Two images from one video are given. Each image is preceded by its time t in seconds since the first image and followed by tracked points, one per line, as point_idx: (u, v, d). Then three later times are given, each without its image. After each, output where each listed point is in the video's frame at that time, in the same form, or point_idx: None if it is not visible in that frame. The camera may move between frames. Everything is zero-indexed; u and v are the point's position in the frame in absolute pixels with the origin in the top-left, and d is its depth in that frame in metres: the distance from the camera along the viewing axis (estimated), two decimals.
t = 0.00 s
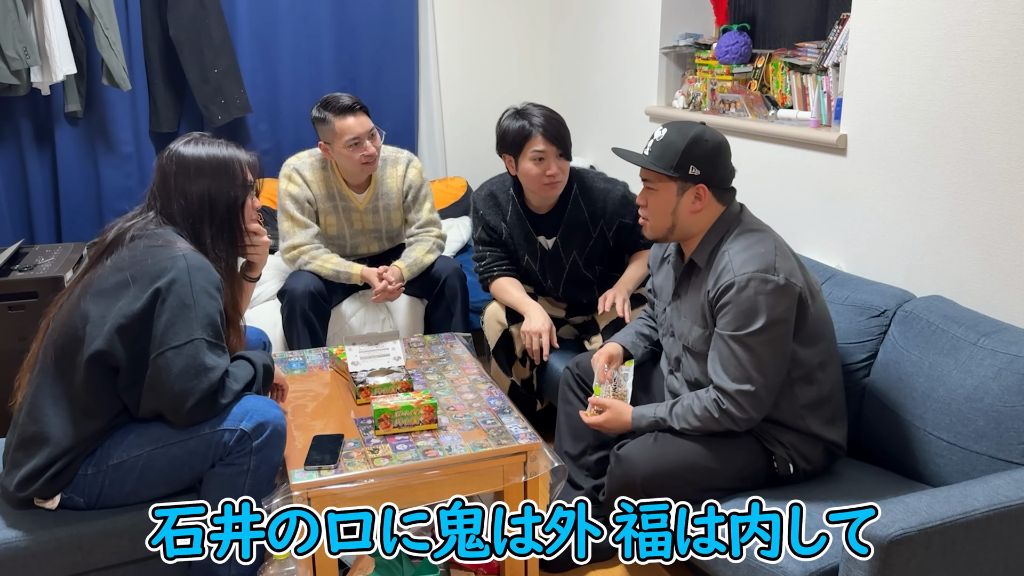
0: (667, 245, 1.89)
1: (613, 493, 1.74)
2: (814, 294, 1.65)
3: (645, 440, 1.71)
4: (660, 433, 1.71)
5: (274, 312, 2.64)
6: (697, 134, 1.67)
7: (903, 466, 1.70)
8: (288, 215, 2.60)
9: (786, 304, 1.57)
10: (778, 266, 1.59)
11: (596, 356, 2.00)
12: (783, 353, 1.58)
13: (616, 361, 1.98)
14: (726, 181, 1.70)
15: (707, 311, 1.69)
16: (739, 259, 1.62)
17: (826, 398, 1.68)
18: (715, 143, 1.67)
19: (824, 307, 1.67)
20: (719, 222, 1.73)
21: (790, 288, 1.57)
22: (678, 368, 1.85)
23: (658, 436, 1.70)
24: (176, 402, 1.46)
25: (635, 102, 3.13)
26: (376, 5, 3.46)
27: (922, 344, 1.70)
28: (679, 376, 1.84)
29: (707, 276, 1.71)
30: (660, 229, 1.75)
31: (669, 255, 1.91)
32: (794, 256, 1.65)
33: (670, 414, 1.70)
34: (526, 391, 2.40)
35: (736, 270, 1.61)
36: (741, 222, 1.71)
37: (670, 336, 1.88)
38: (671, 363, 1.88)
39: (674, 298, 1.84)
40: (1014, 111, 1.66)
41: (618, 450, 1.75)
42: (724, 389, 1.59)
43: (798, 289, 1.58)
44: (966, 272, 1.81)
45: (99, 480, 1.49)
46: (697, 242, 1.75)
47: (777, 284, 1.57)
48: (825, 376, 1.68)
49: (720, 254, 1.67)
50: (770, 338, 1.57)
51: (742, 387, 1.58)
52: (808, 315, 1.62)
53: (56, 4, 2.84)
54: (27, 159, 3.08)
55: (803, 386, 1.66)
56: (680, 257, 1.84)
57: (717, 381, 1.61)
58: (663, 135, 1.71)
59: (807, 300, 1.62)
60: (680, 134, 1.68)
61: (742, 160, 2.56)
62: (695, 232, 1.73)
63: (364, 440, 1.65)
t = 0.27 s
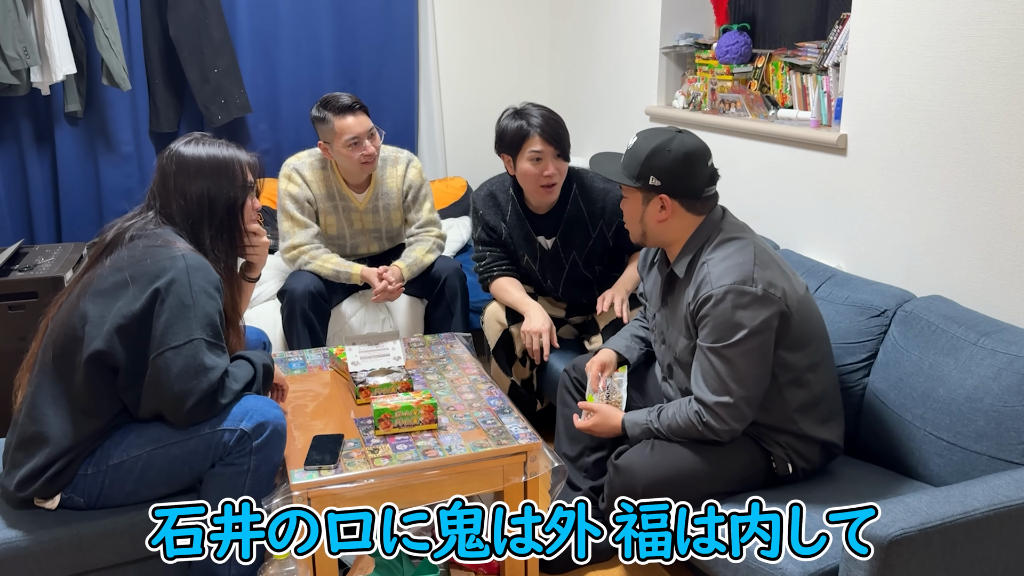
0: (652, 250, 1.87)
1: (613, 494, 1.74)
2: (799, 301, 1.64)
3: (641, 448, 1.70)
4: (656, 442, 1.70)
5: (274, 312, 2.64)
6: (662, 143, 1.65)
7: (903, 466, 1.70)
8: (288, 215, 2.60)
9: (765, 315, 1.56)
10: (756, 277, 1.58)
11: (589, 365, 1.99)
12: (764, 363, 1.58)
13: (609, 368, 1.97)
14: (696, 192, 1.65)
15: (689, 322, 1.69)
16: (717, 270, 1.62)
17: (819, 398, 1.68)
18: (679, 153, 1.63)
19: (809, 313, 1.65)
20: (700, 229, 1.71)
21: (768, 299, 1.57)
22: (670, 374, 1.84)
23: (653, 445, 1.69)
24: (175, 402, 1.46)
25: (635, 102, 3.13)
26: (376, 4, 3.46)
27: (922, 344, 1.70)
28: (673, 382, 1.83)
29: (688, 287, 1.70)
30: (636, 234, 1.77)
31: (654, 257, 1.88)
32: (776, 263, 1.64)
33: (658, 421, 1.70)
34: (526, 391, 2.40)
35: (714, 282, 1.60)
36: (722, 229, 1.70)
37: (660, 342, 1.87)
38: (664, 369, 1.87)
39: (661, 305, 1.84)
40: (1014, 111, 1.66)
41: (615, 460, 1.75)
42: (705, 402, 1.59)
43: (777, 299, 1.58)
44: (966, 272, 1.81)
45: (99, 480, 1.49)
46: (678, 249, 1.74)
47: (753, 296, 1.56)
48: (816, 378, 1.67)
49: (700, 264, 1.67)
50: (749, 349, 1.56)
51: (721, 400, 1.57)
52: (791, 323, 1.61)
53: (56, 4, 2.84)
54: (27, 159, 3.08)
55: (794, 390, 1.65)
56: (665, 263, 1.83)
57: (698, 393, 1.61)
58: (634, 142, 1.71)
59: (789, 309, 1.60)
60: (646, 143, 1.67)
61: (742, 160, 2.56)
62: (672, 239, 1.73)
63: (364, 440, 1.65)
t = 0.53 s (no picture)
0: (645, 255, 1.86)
1: (613, 495, 1.73)
2: (792, 308, 1.63)
3: (640, 456, 1.70)
4: (654, 449, 1.69)
5: (274, 312, 2.64)
6: (643, 153, 1.63)
7: (903, 466, 1.70)
8: (288, 215, 2.60)
9: (756, 324, 1.55)
10: (746, 285, 1.57)
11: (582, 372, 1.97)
12: (757, 371, 1.57)
13: (603, 375, 1.95)
14: (678, 203, 1.63)
15: (682, 331, 1.68)
16: (708, 280, 1.61)
17: (814, 400, 1.67)
18: (659, 165, 1.61)
19: (801, 317, 1.64)
20: (689, 237, 1.70)
21: (759, 307, 1.56)
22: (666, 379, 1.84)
23: (651, 452, 1.69)
24: (175, 403, 1.46)
25: (635, 102, 3.13)
26: (376, 4, 3.46)
27: (922, 344, 1.70)
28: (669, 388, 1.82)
29: (680, 296, 1.69)
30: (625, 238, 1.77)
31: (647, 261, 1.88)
32: (766, 270, 1.63)
33: (654, 428, 1.69)
34: (526, 391, 2.40)
35: (705, 292, 1.59)
36: (711, 236, 1.69)
37: (655, 347, 1.86)
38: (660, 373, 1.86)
39: (655, 311, 1.83)
40: (1014, 111, 1.66)
41: (613, 467, 1.75)
42: (699, 412, 1.58)
43: (768, 307, 1.57)
44: (966, 271, 1.81)
45: (99, 480, 1.49)
46: (667, 255, 1.73)
47: (744, 306, 1.55)
48: (810, 380, 1.66)
49: (691, 274, 1.66)
50: (743, 359, 1.55)
51: (715, 410, 1.57)
52: (783, 329, 1.60)
53: (56, 4, 2.84)
54: (27, 159, 3.08)
55: (789, 393, 1.65)
56: (656, 269, 1.82)
57: (692, 403, 1.60)
58: (622, 149, 1.70)
59: (781, 317, 1.59)
60: (630, 152, 1.66)
61: (742, 160, 2.56)
62: (660, 246, 1.72)
63: (364, 440, 1.65)
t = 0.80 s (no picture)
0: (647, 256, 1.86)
1: (613, 495, 1.73)
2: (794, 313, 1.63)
3: (640, 457, 1.70)
4: (654, 451, 1.69)
5: (274, 312, 2.64)
6: (645, 157, 1.63)
7: (903, 466, 1.70)
8: (288, 215, 2.60)
9: (758, 330, 1.55)
10: (749, 292, 1.57)
11: (581, 376, 1.97)
12: (759, 378, 1.57)
13: (602, 377, 1.96)
14: (680, 207, 1.63)
15: (683, 336, 1.68)
16: (710, 285, 1.61)
17: (815, 403, 1.67)
18: (661, 169, 1.61)
19: (803, 323, 1.64)
20: (691, 241, 1.70)
21: (762, 314, 1.56)
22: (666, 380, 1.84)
23: (652, 454, 1.69)
24: (174, 403, 1.46)
25: (635, 102, 3.13)
26: (376, 4, 3.46)
27: (922, 344, 1.70)
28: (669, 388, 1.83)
29: (682, 300, 1.69)
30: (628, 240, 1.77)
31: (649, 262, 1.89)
32: (770, 276, 1.63)
33: (655, 429, 1.70)
34: (525, 391, 2.40)
35: (707, 298, 1.59)
36: (714, 240, 1.69)
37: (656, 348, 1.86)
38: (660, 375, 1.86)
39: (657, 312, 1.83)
40: (1014, 111, 1.66)
41: (614, 469, 1.75)
42: (700, 417, 1.59)
43: (772, 313, 1.57)
44: (966, 271, 1.80)
45: (99, 480, 1.49)
46: (669, 258, 1.74)
47: (747, 312, 1.55)
48: (811, 383, 1.66)
49: (694, 279, 1.65)
50: (744, 366, 1.55)
51: (716, 416, 1.57)
52: (786, 335, 1.60)
53: (56, 4, 2.84)
54: (27, 159, 3.08)
55: (788, 397, 1.65)
56: (658, 271, 1.82)
57: (693, 409, 1.60)
58: (624, 151, 1.70)
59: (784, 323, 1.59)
60: (632, 155, 1.66)
61: (742, 160, 2.56)
62: (662, 249, 1.72)
63: (364, 440, 1.65)
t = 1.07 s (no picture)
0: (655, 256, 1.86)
1: (613, 495, 1.73)
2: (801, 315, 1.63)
3: (641, 457, 1.70)
4: (656, 451, 1.70)
5: (274, 312, 2.64)
6: (653, 155, 1.62)
7: (904, 466, 1.70)
8: (287, 215, 2.60)
9: (767, 333, 1.55)
10: (759, 293, 1.57)
11: (583, 374, 1.97)
12: (764, 380, 1.57)
13: (603, 377, 1.96)
14: (688, 206, 1.63)
15: (691, 336, 1.68)
16: (720, 286, 1.60)
17: (818, 405, 1.67)
18: (669, 167, 1.60)
19: (810, 325, 1.64)
20: (701, 241, 1.70)
21: (771, 316, 1.56)
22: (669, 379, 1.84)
23: (653, 453, 1.69)
24: (175, 403, 1.46)
25: (635, 102, 3.13)
26: (376, 4, 3.46)
27: (922, 344, 1.70)
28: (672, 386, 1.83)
29: (691, 300, 1.69)
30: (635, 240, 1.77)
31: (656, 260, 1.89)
32: (779, 278, 1.63)
33: (657, 429, 1.70)
34: (525, 390, 2.40)
35: (717, 298, 1.59)
36: (724, 241, 1.69)
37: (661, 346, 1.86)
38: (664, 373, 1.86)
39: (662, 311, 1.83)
40: (1014, 111, 1.66)
41: (615, 468, 1.75)
42: (704, 418, 1.58)
43: (780, 316, 1.57)
44: (966, 271, 1.80)
45: (99, 481, 1.49)
46: (677, 259, 1.73)
47: (757, 315, 1.55)
48: (815, 386, 1.66)
49: (703, 279, 1.65)
50: (751, 368, 1.55)
51: (721, 417, 1.57)
52: (793, 338, 1.60)
53: (56, 4, 2.84)
54: (27, 159, 3.08)
55: (792, 399, 1.65)
56: (666, 270, 1.81)
57: (697, 409, 1.60)
58: (631, 150, 1.69)
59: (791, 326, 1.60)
60: (639, 153, 1.65)
61: (742, 160, 2.56)
62: (669, 249, 1.72)
63: (364, 440, 1.65)
